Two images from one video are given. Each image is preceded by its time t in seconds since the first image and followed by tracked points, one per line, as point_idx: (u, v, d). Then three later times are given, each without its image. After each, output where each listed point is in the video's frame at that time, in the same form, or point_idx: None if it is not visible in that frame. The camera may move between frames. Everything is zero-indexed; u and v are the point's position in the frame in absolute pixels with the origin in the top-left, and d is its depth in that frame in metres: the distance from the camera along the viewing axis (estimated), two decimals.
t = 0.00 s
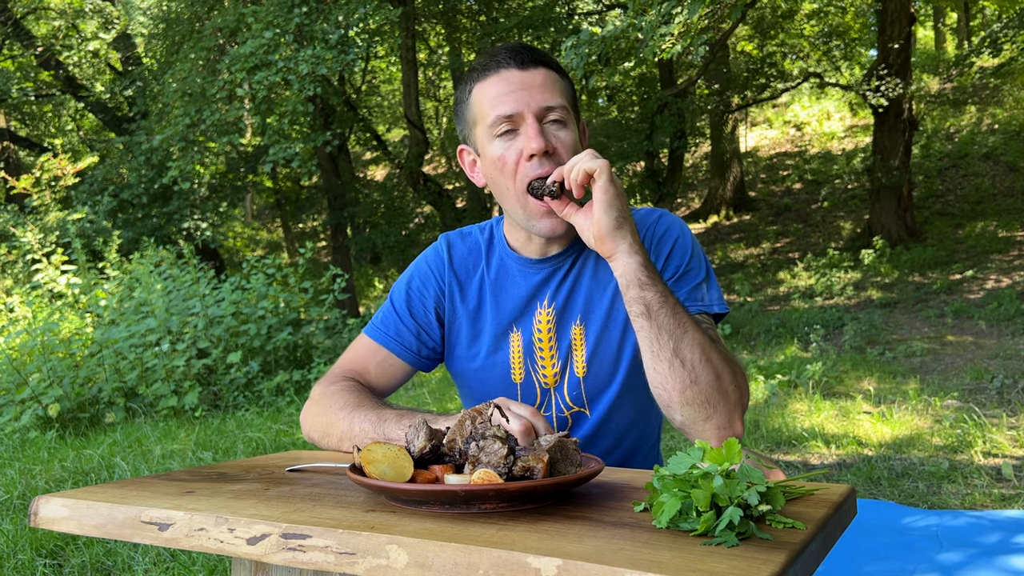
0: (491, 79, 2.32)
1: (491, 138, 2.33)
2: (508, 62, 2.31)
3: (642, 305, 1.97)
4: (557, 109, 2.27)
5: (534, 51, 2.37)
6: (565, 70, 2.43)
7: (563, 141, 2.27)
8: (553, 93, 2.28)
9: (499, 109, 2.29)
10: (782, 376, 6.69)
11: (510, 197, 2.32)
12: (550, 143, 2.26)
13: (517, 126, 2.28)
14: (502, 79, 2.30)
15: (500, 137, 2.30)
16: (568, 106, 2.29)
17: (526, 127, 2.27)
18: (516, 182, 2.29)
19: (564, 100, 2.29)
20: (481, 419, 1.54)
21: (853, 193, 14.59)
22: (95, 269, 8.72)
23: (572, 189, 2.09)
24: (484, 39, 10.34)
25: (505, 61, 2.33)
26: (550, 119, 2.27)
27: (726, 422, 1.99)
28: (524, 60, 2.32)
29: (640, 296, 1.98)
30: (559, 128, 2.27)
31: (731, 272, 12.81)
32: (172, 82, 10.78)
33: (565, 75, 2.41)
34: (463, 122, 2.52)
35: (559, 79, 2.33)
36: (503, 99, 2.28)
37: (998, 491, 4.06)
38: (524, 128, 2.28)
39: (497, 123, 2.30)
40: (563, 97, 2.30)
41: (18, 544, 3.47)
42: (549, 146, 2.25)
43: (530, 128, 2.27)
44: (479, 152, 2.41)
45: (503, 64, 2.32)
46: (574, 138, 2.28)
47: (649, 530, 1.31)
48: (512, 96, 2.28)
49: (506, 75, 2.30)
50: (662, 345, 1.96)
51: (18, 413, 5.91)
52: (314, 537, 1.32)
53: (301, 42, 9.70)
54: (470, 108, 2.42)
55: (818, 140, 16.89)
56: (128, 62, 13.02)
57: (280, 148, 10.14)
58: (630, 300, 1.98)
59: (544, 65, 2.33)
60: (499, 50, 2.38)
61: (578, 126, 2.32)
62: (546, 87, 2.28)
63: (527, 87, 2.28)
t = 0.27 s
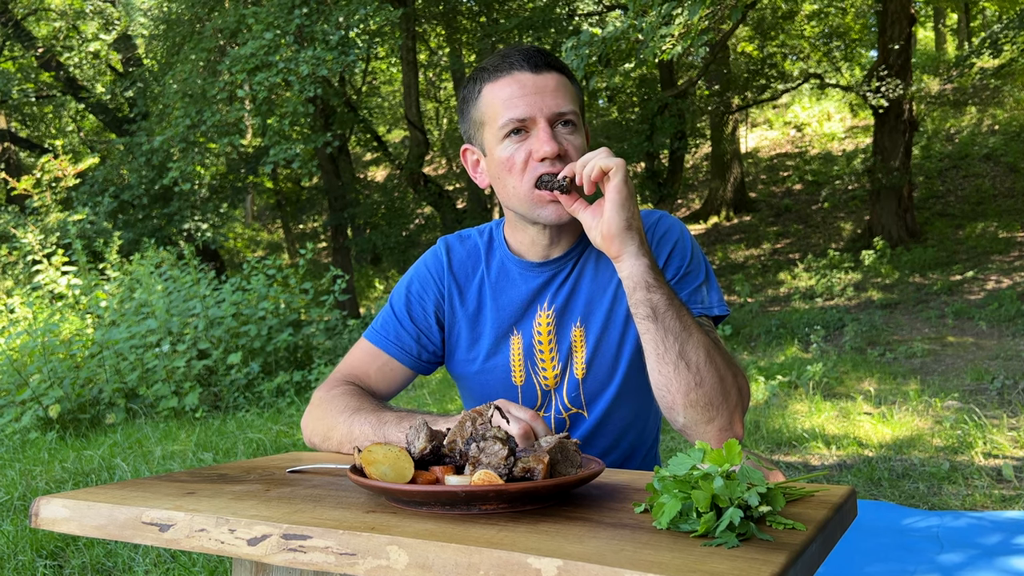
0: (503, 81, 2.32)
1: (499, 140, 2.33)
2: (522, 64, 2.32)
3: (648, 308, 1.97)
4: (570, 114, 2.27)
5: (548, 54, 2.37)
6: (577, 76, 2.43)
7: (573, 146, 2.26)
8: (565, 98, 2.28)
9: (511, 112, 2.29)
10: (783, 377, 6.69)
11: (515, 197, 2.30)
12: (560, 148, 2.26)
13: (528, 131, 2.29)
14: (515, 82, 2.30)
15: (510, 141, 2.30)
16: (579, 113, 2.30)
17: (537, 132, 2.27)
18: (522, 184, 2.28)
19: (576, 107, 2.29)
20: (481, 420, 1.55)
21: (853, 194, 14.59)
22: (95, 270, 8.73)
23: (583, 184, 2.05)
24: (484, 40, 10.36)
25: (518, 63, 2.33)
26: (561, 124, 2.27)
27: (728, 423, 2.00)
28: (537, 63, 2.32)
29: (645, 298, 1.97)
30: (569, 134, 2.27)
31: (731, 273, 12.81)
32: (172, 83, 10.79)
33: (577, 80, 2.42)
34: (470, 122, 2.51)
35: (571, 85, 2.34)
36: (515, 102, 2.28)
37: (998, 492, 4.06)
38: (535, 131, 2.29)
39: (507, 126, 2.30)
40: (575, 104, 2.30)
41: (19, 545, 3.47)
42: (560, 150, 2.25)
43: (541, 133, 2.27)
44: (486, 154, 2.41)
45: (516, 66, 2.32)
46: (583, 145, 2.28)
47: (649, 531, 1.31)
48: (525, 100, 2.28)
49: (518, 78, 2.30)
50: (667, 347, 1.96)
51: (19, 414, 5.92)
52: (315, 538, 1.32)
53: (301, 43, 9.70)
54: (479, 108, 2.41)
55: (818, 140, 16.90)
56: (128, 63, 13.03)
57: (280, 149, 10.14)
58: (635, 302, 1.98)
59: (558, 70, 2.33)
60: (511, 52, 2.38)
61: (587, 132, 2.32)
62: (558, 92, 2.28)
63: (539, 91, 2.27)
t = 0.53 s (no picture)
0: (504, 79, 2.33)
1: (500, 139, 2.33)
2: (523, 63, 2.32)
3: (648, 314, 1.96)
4: (570, 114, 2.28)
5: (550, 55, 2.38)
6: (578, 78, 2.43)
7: (573, 146, 2.26)
8: (566, 98, 2.28)
9: (511, 111, 2.29)
10: (784, 378, 6.69)
11: (514, 195, 2.30)
12: (560, 147, 2.25)
13: (528, 130, 2.29)
14: (517, 80, 2.30)
15: (510, 139, 2.30)
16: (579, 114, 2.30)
17: (537, 131, 2.27)
18: (522, 181, 2.27)
19: (576, 107, 2.29)
20: (481, 422, 1.56)
21: (854, 195, 14.59)
22: (95, 271, 8.73)
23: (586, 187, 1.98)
24: (485, 41, 10.37)
25: (519, 62, 2.33)
26: (561, 124, 2.27)
27: (730, 425, 2.00)
28: (539, 63, 2.32)
29: (646, 304, 1.96)
30: (569, 133, 2.27)
31: (731, 274, 12.81)
32: (172, 84, 10.80)
33: (579, 81, 2.42)
34: (471, 120, 2.52)
35: (572, 85, 2.34)
36: (515, 101, 2.29)
37: (999, 492, 4.06)
38: (535, 130, 2.29)
39: (507, 124, 2.30)
40: (576, 104, 2.30)
41: (19, 546, 3.47)
42: (559, 150, 2.25)
43: (541, 132, 2.27)
44: (487, 152, 2.41)
45: (517, 65, 2.33)
46: (582, 144, 2.28)
47: (650, 532, 1.31)
48: (526, 99, 2.28)
49: (520, 77, 2.30)
50: (668, 352, 1.96)
51: (19, 415, 5.92)
52: (316, 539, 1.32)
53: (301, 44, 9.69)
54: (480, 106, 2.42)
55: (818, 141, 16.90)
56: (129, 64, 13.03)
57: (280, 150, 10.15)
58: (635, 308, 1.97)
59: (559, 70, 2.33)
60: (513, 51, 2.39)
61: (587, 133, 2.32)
62: (559, 92, 2.28)
63: (541, 91, 2.28)
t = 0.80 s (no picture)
0: (505, 78, 2.33)
1: (500, 137, 2.33)
2: (524, 62, 2.33)
3: (653, 317, 1.95)
4: (571, 112, 2.27)
5: (552, 55, 2.38)
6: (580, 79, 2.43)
7: (573, 145, 2.26)
8: (566, 96, 2.28)
9: (512, 109, 2.29)
10: (785, 378, 6.69)
11: (514, 193, 2.30)
12: (559, 145, 2.25)
13: (528, 127, 2.29)
14: (518, 79, 2.31)
15: (510, 137, 2.30)
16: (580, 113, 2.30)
17: (536, 129, 2.27)
18: (523, 178, 2.26)
19: (577, 106, 2.29)
20: (482, 423, 1.56)
21: (854, 196, 14.60)
22: (95, 271, 8.73)
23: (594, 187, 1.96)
24: (486, 42, 10.37)
25: (521, 61, 2.34)
26: (561, 122, 2.27)
27: (735, 426, 2.01)
28: (540, 62, 2.33)
29: (651, 308, 1.95)
30: (569, 131, 2.27)
31: (732, 275, 12.81)
32: (173, 85, 10.81)
33: (580, 82, 2.42)
34: (473, 120, 2.52)
35: (573, 85, 2.34)
36: (516, 99, 2.29)
37: (1000, 493, 4.06)
38: (535, 128, 2.28)
39: (508, 122, 2.30)
40: (576, 103, 2.30)
41: (20, 547, 3.47)
42: (559, 147, 2.24)
43: (541, 130, 2.27)
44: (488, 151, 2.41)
45: (519, 64, 2.34)
46: (583, 143, 2.27)
47: (651, 533, 1.31)
48: (526, 97, 2.28)
49: (521, 76, 2.31)
50: (672, 355, 1.96)
51: (20, 415, 5.93)
52: (317, 539, 1.32)
53: (302, 45, 9.68)
54: (482, 106, 2.42)
55: (818, 142, 16.90)
56: (129, 65, 13.04)
57: (281, 151, 10.16)
58: (640, 313, 1.95)
59: (560, 70, 2.34)
60: (515, 51, 2.40)
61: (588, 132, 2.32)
62: (559, 90, 2.28)
63: (541, 89, 2.28)
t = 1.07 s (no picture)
0: (503, 77, 2.33)
1: (497, 137, 2.33)
2: (521, 61, 2.33)
3: (656, 320, 1.97)
4: (567, 112, 2.28)
5: (549, 55, 2.38)
6: (579, 79, 2.43)
7: (570, 144, 2.26)
8: (563, 96, 2.28)
9: (509, 108, 2.29)
10: (785, 379, 6.69)
11: (511, 192, 2.29)
12: (557, 145, 2.25)
13: (525, 126, 2.29)
14: (514, 78, 2.31)
15: (507, 136, 2.30)
16: (578, 113, 2.29)
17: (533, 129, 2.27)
18: (520, 176, 2.25)
19: (574, 105, 2.29)
20: (483, 423, 1.56)
21: (854, 196, 14.60)
22: (96, 271, 8.73)
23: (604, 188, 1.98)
24: (487, 42, 10.39)
25: (518, 61, 2.34)
26: (559, 122, 2.27)
27: (738, 428, 2.01)
28: (537, 61, 2.33)
29: (654, 311, 1.96)
30: (566, 131, 2.27)
31: (732, 275, 12.82)
32: (173, 86, 10.83)
33: (578, 82, 2.42)
34: (472, 120, 2.52)
35: (570, 84, 2.34)
36: (513, 98, 2.29)
37: (1000, 493, 4.06)
38: (532, 128, 2.28)
39: (505, 121, 2.30)
40: (573, 102, 2.29)
41: (21, 547, 3.48)
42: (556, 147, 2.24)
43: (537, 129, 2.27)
44: (487, 150, 2.40)
45: (516, 63, 2.34)
46: (580, 142, 2.27)
47: (651, 533, 1.31)
48: (523, 96, 2.28)
49: (518, 74, 2.31)
50: (675, 358, 1.97)
51: (20, 416, 5.93)
52: (318, 539, 1.32)
53: (302, 45, 9.68)
54: (480, 106, 2.42)
55: (819, 142, 16.90)
56: (129, 66, 13.04)
57: (281, 151, 10.17)
58: (643, 315, 1.97)
59: (558, 69, 2.34)
60: (513, 51, 2.40)
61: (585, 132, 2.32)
62: (557, 89, 2.28)
63: (538, 88, 2.28)
